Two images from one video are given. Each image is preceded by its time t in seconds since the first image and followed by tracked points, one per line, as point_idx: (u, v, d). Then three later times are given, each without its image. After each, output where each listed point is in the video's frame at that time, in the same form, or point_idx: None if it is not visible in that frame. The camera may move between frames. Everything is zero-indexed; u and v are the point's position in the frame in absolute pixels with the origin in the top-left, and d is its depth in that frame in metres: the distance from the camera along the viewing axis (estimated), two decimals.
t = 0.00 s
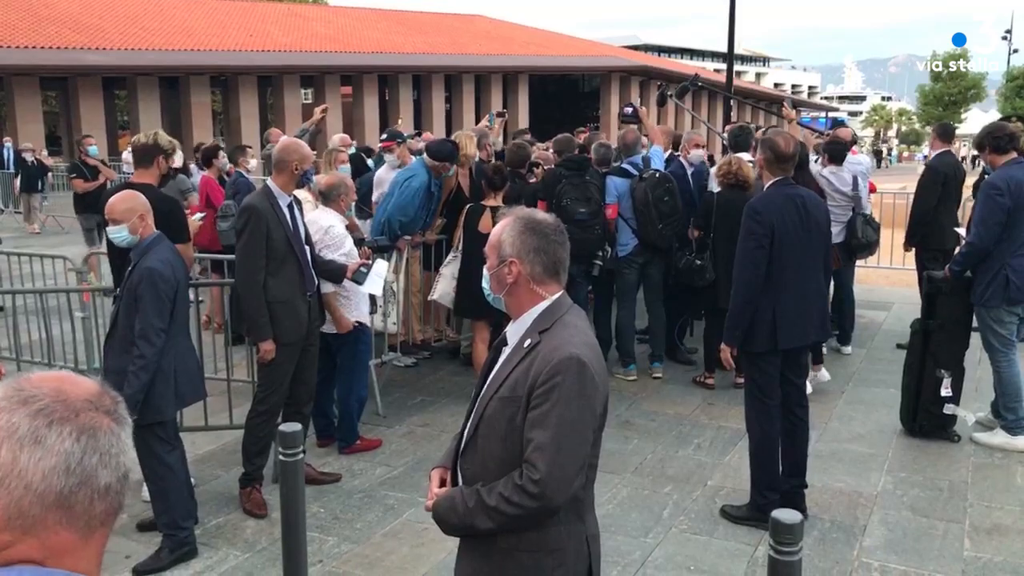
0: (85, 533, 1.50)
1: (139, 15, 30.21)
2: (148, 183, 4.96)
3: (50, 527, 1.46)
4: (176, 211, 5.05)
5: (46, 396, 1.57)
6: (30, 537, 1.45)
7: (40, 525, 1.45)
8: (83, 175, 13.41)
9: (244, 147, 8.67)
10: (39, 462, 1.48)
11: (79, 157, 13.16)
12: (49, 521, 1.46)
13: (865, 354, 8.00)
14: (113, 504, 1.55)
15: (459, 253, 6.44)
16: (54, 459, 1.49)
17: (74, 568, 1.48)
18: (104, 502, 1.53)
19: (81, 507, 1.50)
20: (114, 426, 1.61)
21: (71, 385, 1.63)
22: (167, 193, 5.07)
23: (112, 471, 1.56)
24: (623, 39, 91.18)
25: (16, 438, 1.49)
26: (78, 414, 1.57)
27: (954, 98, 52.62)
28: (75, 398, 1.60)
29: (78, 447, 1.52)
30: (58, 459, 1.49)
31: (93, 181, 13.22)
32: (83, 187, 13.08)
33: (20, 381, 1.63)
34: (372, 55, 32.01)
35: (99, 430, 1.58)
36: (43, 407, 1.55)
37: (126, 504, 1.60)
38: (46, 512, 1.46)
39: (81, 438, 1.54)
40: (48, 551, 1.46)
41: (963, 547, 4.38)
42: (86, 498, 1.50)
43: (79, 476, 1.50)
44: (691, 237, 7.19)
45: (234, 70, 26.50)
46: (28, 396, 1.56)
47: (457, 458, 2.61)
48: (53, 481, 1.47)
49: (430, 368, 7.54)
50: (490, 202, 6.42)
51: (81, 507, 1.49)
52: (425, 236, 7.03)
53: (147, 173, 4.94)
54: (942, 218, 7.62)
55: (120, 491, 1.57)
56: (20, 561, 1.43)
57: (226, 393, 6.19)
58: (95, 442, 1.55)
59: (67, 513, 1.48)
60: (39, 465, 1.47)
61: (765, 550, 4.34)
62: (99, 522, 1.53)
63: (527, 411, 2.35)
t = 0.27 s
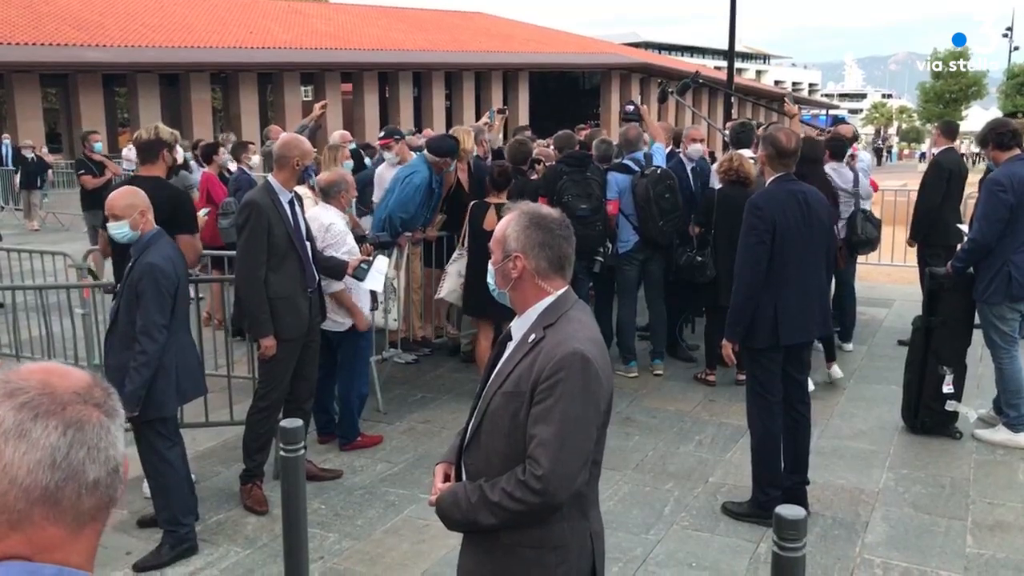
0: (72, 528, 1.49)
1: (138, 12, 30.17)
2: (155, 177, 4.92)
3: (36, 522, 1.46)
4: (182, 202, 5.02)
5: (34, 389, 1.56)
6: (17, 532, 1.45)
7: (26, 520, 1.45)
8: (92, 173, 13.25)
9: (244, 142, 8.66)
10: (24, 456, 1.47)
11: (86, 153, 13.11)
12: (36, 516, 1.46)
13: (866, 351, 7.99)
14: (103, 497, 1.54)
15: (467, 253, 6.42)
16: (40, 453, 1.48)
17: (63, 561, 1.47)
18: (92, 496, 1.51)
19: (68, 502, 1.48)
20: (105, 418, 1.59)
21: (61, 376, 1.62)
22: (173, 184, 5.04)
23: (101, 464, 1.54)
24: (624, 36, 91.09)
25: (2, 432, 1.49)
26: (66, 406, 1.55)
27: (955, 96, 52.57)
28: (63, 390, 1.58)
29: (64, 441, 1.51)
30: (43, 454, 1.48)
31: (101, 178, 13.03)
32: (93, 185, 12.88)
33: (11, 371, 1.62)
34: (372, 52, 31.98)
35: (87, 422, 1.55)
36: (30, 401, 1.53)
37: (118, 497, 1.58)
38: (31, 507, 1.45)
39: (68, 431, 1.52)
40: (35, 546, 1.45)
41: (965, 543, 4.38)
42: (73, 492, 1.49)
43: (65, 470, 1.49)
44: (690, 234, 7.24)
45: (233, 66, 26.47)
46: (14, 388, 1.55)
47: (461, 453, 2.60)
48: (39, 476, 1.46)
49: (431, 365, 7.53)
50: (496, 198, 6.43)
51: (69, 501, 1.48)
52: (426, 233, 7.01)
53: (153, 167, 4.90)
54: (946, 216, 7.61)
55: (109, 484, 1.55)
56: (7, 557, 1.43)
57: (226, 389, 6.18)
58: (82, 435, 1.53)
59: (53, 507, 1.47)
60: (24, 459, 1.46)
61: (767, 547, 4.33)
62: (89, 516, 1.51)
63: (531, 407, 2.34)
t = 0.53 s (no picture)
0: (68, 523, 1.44)
1: (138, 8, 30.12)
2: (159, 165, 4.97)
3: (31, 516, 1.41)
4: (188, 186, 5.02)
5: (30, 381, 1.52)
6: (12, 525, 1.40)
7: (22, 513, 1.40)
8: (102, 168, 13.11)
9: (245, 138, 8.67)
10: (19, 449, 1.42)
11: (93, 149, 13.11)
12: (31, 509, 1.41)
13: (866, 347, 7.99)
14: (100, 492, 1.49)
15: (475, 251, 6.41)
16: (35, 446, 1.44)
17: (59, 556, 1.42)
18: (89, 491, 1.47)
19: (63, 496, 1.44)
20: (102, 412, 1.55)
21: (58, 370, 1.57)
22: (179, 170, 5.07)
23: (97, 458, 1.49)
24: (624, 33, 90.98)
25: None
26: (62, 399, 1.51)
27: (955, 92, 52.54)
28: (59, 383, 1.54)
29: (60, 434, 1.47)
30: (38, 447, 1.44)
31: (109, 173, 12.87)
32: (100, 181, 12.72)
33: (8, 365, 1.58)
34: (373, 47, 31.94)
35: (84, 415, 1.51)
36: (25, 393, 1.49)
37: (115, 492, 1.53)
38: (26, 500, 1.40)
39: (63, 425, 1.48)
40: (30, 539, 1.40)
41: (966, 539, 4.37)
42: (69, 485, 1.45)
43: (60, 464, 1.44)
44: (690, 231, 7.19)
45: (234, 63, 26.45)
46: (10, 381, 1.51)
47: (465, 448, 2.59)
48: (34, 469, 1.42)
49: (432, 360, 7.53)
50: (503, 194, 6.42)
51: (64, 494, 1.44)
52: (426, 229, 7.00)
53: (157, 156, 4.94)
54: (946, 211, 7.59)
55: (107, 479, 1.51)
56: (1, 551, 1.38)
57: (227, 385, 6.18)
58: (77, 429, 1.49)
59: (48, 502, 1.42)
60: (18, 452, 1.42)
61: (768, 542, 4.33)
62: (85, 510, 1.46)
63: (535, 402, 2.34)
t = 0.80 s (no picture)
0: (66, 515, 1.43)
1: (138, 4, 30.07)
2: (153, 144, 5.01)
3: (28, 508, 1.40)
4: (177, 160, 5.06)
5: (26, 373, 1.51)
6: (9, 517, 1.39)
7: (19, 505, 1.40)
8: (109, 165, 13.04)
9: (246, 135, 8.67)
10: (15, 441, 1.42)
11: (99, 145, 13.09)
12: (27, 502, 1.40)
13: (867, 344, 7.98)
14: (97, 483, 1.48)
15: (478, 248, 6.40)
16: (31, 438, 1.43)
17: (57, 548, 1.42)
18: (86, 482, 1.46)
19: (60, 488, 1.43)
20: (99, 403, 1.53)
21: (55, 360, 1.56)
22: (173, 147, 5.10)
23: (94, 450, 1.49)
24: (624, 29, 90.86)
25: None
26: (58, 389, 1.49)
27: (956, 88, 52.47)
28: (56, 374, 1.52)
29: (56, 425, 1.46)
30: (35, 439, 1.43)
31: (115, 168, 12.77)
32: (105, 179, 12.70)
33: (5, 355, 1.57)
34: (372, 44, 31.91)
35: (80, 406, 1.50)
36: (21, 385, 1.48)
37: (114, 484, 1.53)
38: (23, 493, 1.40)
39: (59, 416, 1.47)
40: (28, 532, 1.40)
41: (967, 535, 4.37)
42: (66, 477, 1.44)
43: (56, 456, 1.44)
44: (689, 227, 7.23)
45: (233, 59, 26.41)
46: (6, 372, 1.49)
47: (467, 443, 2.59)
48: (30, 462, 1.41)
49: (431, 357, 7.52)
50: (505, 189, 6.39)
51: (61, 486, 1.43)
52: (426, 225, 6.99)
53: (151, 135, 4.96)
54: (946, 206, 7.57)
55: (104, 470, 1.50)
56: None
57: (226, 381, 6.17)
58: (74, 420, 1.48)
59: (45, 493, 1.42)
60: (14, 445, 1.41)
61: (769, 539, 4.32)
62: (83, 502, 1.46)
63: (538, 397, 2.33)
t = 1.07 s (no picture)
0: (69, 511, 1.43)
1: None
2: (149, 125, 4.99)
3: (32, 504, 1.40)
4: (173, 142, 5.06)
5: (27, 371, 1.51)
6: (13, 513, 1.39)
7: (23, 502, 1.40)
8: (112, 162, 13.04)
9: (247, 131, 8.68)
10: (19, 437, 1.42)
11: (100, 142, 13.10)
12: (31, 498, 1.40)
13: (867, 341, 7.98)
14: (100, 480, 1.49)
15: (477, 245, 6.43)
16: (34, 435, 1.43)
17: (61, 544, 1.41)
18: (89, 479, 1.46)
19: (64, 484, 1.43)
20: (101, 400, 1.54)
21: (56, 359, 1.56)
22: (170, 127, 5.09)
23: (96, 447, 1.49)
24: (625, 26, 90.79)
25: None
26: (60, 387, 1.50)
27: (956, 84, 52.42)
28: (57, 372, 1.53)
29: (60, 422, 1.46)
30: (37, 436, 1.43)
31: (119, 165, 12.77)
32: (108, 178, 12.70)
33: (5, 354, 1.57)
34: (372, 40, 31.87)
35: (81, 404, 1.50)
36: (22, 382, 1.48)
37: (116, 480, 1.53)
38: (27, 489, 1.40)
39: (61, 413, 1.47)
40: (32, 528, 1.40)
41: (966, 532, 4.38)
42: (69, 474, 1.44)
43: (60, 452, 1.44)
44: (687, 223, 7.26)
45: (233, 55, 26.39)
46: (6, 371, 1.50)
47: (473, 440, 2.59)
48: (33, 459, 1.41)
49: (431, 353, 7.52)
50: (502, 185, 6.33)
51: (64, 483, 1.43)
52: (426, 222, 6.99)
53: (148, 116, 4.91)
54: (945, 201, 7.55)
55: (107, 466, 1.50)
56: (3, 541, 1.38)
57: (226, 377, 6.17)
58: (77, 417, 1.48)
59: (49, 490, 1.42)
60: (17, 442, 1.41)
61: (768, 535, 4.33)
62: (86, 498, 1.46)
63: (543, 394, 2.33)
